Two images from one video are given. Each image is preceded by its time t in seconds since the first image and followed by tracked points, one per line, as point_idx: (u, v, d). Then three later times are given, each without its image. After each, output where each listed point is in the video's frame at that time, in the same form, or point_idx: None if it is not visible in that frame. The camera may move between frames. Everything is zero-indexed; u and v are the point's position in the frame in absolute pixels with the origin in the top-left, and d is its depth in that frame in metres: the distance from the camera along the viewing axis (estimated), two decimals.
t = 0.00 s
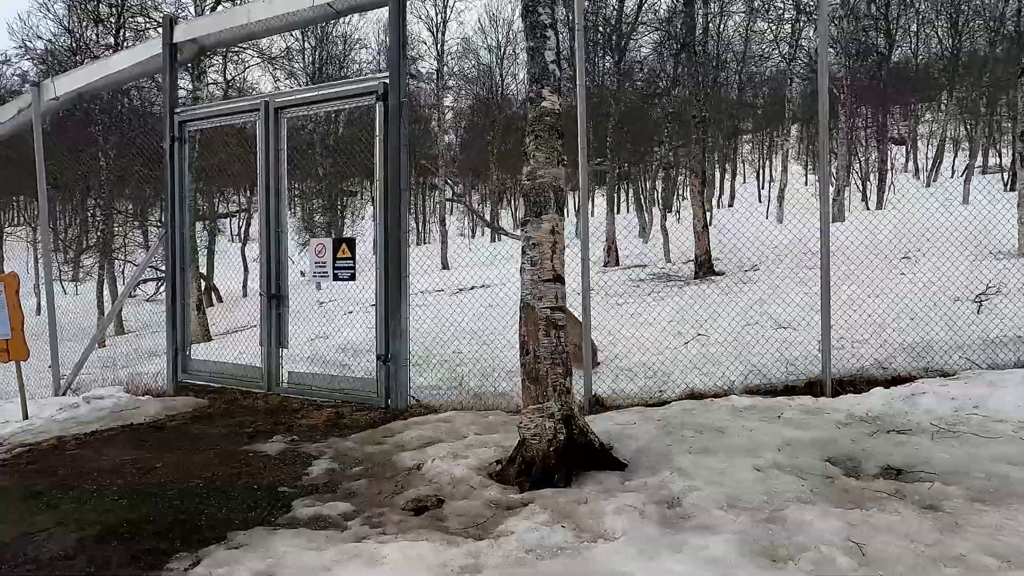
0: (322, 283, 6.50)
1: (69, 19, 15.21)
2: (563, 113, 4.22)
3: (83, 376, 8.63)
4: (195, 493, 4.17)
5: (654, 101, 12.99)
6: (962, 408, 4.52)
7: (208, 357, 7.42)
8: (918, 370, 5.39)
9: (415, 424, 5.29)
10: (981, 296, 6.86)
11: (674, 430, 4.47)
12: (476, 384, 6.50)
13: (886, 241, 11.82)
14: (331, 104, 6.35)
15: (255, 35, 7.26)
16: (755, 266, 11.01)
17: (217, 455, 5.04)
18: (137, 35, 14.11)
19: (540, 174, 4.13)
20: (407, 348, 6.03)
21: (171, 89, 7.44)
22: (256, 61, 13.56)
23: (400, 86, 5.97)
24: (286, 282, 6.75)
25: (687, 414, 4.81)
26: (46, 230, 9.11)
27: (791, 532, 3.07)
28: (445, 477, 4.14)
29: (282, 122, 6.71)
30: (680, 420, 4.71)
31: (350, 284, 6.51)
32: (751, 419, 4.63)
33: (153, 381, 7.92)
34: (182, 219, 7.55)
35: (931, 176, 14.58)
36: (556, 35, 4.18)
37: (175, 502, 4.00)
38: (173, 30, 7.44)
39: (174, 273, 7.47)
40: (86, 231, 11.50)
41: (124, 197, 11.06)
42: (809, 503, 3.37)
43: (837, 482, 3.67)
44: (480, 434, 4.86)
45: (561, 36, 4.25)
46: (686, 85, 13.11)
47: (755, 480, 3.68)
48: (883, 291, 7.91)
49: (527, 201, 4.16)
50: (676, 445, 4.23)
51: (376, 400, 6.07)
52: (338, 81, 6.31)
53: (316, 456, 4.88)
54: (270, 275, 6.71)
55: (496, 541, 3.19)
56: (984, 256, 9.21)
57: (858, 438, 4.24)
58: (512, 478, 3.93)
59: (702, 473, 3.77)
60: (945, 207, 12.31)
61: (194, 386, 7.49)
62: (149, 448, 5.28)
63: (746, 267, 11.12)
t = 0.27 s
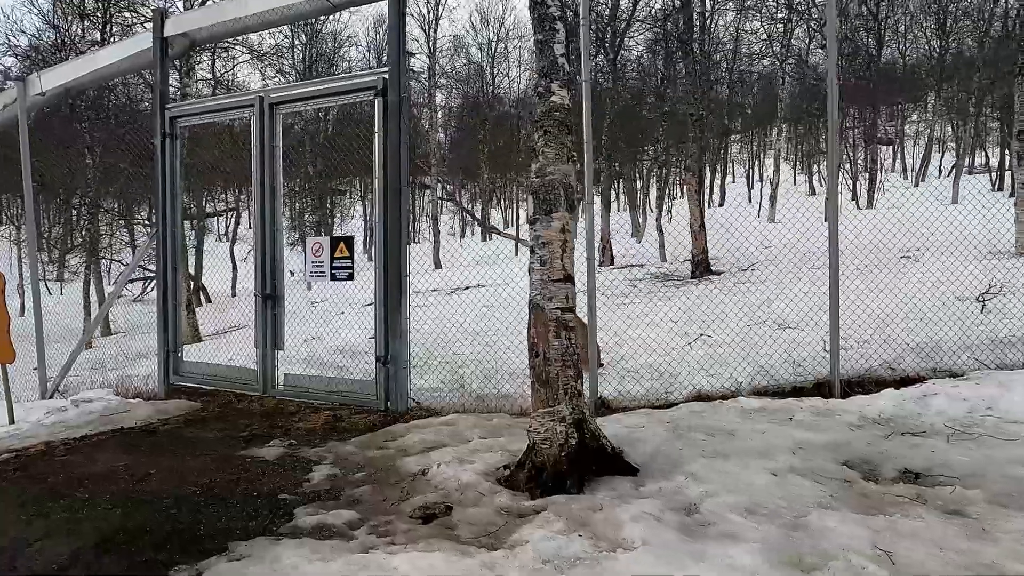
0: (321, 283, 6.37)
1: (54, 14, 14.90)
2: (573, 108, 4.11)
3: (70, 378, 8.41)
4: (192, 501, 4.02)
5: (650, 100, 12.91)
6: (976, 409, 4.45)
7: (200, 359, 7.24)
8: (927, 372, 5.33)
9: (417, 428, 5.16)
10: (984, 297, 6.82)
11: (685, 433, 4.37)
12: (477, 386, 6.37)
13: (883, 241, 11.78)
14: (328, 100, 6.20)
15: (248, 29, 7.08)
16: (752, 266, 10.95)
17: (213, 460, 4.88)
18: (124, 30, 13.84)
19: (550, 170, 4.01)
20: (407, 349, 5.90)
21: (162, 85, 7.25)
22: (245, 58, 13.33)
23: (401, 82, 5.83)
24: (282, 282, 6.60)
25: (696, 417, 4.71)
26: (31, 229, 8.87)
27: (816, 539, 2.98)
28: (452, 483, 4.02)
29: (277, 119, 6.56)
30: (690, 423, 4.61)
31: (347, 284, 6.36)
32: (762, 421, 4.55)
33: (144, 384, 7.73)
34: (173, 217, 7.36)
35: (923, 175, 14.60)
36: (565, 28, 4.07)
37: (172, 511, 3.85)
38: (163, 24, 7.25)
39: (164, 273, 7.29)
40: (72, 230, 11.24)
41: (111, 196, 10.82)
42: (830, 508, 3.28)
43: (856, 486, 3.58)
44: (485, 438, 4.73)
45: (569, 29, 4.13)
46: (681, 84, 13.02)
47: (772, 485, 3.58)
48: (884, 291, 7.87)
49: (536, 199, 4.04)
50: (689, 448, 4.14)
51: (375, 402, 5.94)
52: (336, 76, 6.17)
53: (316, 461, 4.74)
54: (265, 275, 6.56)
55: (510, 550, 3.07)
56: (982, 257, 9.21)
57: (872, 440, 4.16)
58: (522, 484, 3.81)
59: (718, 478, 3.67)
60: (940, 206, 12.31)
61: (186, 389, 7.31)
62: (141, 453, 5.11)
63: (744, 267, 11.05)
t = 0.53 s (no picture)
0: (310, 281, 6.27)
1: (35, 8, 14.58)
2: (578, 104, 4.02)
3: (56, 380, 8.21)
4: (188, 507, 3.90)
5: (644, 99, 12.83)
6: (983, 409, 4.42)
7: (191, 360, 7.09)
8: (929, 371, 5.31)
9: (417, 430, 5.06)
10: (981, 295, 6.82)
11: (691, 434, 4.31)
12: (474, 386, 6.27)
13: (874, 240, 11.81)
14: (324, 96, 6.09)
15: (240, 23, 6.92)
16: (746, 265, 10.93)
17: (207, 465, 4.75)
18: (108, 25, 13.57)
19: (556, 167, 3.93)
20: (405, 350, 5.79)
21: (151, 79, 7.09)
22: (232, 54, 13.12)
23: (398, 77, 5.71)
24: (276, 282, 6.47)
25: (702, 417, 4.65)
26: (14, 227, 8.63)
27: (834, 543, 2.92)
28: (456, 486, 3.92)
29: (270, 115, 6.43)
30: (695, 424, 4.55)
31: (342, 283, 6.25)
32: (769, 421, 4.49)
33: (132, 387, 7.55)
34: (162, 215, 7.19)
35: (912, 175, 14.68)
36: (570, 21, 3.97)
37: (168, 518, 3.73)
38: (151, 18, 7.09)
39: (154, 272, 7.12)
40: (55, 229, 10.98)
41: (97, 194, 10.58)
42: (846, 511, 3.23)
43: (869, 488, 3.53)
44: (487, 440, 4.64)
45: (574, 23, 4.04)
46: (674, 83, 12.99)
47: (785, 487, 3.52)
48: (881, 289, 7.86)
49: (542, 196, 3.96)
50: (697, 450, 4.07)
51: (372, 404, 5.82)
52: (332, 72, 6.04)
53: (314, 464, 4.62)
54: (258, 275, 6.44)
55: (521, 557, 2.98)
56: (975, 256, 9.23)
57: (881, 440, 4.12)
58: (529, 487, 3.73)
59: (729, 480, 3.61)
60: (930, 205, 12.36)
61: (177, 391, 7.16)
62: (132, 457, 4.97)
63: (738, 266, 11.03)
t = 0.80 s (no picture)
0: (298, 279, 6.18)
1: None
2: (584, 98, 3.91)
3: (38, 382, 7.98)
4: (183, 514, 3.77)
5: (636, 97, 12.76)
6: (990, 408, 4.39)
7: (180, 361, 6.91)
8: (932, 369, 5.28)
9: (417, 432, 4.95)
10: (978, 294, 6.81)
11: (698, 435, 4.23)
12: (470, 386, 6.15)
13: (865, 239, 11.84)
14: (318, 90, 5.94)
15: (230, 15, 6.75)
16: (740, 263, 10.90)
17: (200, 468, 4.61)
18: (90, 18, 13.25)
19: (563, 162, 3.83)
20: (402, 350, 5.66)
21: (139, 71, 6.90)
22: (216, 48, 12.89)
23: (395, 70, 5.58)
24: (269, 280, 6.32)
25: (708, 419, 4.58)
26: None
27: (855, 548, 2.86)
28: (460, 490, 3.82)
29: (263, 108, 6.27)
30: (702, 424, 4.47)
31: (336, 281, 6.13)
32: (776, 422, 4.43)
33: (117, 387, 7.35)
34: (149, 212, 6.99)
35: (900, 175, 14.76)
36: (577, 11, 3.86)
37: (163, 526, 3.60)
38: (138, 9, 6.89)
39: (141, 270, 6.93)
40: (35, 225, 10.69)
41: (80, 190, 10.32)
42: (864, 514, 3.16)
43: (883, 490, 3.47)
44: (489, 442, 4.54)
45: (581, 14, 3.93)
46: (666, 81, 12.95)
47: (800, 490, 3.46)
48: (877, 287, 7.84)
49: (548, 192, 3.86)
50: (706, 451, 3.99)
51: (368, 405, 5.69)
52: (327, 64, 5.89)
53: (312, 468, 4.50)
54: (250, 272, 6.28)
55: (534, 564, 2.89)
56: (967, 254, 9.26)
57: (891, 441, 4.07)
58: (537, 491, 3.63)
59: (741, 482, 3.54)
60: (919, 204, 12.42)
61: (165, 392, 6.97)
62: (122, 461, 4.82)
63: (732, 264, 11.00)
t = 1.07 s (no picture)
0: (288, 278, 6.11)
1: None
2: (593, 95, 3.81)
3: (20, 386, 7.74)
4: (179, 525, 3.63)
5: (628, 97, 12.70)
6: (999, 411, 4.35)
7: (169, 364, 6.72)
8: (935, 372, 5.25)
9: (418, 437, 4.83)
10: (976, 295, 6.81)
11: (707, 440, 4.15)
12: (470, 389, 6.03)
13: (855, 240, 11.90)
14: (313, 86, 5.79)
15: (221, 9, 6.59)
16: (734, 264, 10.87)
17: (194, 476, 4.47)
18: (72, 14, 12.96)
19: (573, 161, 3.74)
20: (400, 352, 5.52)
21: (126, 66, 6.72)
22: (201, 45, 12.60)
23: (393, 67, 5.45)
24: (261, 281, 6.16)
25: (715, 422, 4.50)
26: None
27: (879, 557, 2.78)
28: (466, 498, 3.71)
29: (255, 105, 6.11)
30: (709, 428, 4.40)
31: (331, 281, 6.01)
32: (785, 426, 4.36)
33: (103, 392, 7.14)
34: (137, 211, 6.80)
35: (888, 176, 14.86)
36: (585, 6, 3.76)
37: (158, 538, 3.46)
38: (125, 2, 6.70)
39: (129, 270, 6.73)
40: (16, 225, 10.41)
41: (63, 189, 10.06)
42: (883, 522, 3.09)
43: (899, 495, 3.41)
44: (493, 448, 4.43)
45: (588, 9, 3.84)
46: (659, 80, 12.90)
47: (815, 496, 3.39)
48: (874, 288, 7.83)
49: (556, 191, 3.77)
50: (716, 457, 3.92)
51: (365, 409, 5.55)
52: (323, 60, 5.75)
53: (311, 475, 4.37)
54: (242, 273, 6.12)
55: None
56: (961, 256, 9.29)
57: (903, 445, 4.01)
58: (546, 499, 3.53)
59: (755, 489, 3.46)
60: (909, 205, 12.48)
61: (153, 396, 6.77)
62: (111, 469, 4.66)
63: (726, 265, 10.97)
